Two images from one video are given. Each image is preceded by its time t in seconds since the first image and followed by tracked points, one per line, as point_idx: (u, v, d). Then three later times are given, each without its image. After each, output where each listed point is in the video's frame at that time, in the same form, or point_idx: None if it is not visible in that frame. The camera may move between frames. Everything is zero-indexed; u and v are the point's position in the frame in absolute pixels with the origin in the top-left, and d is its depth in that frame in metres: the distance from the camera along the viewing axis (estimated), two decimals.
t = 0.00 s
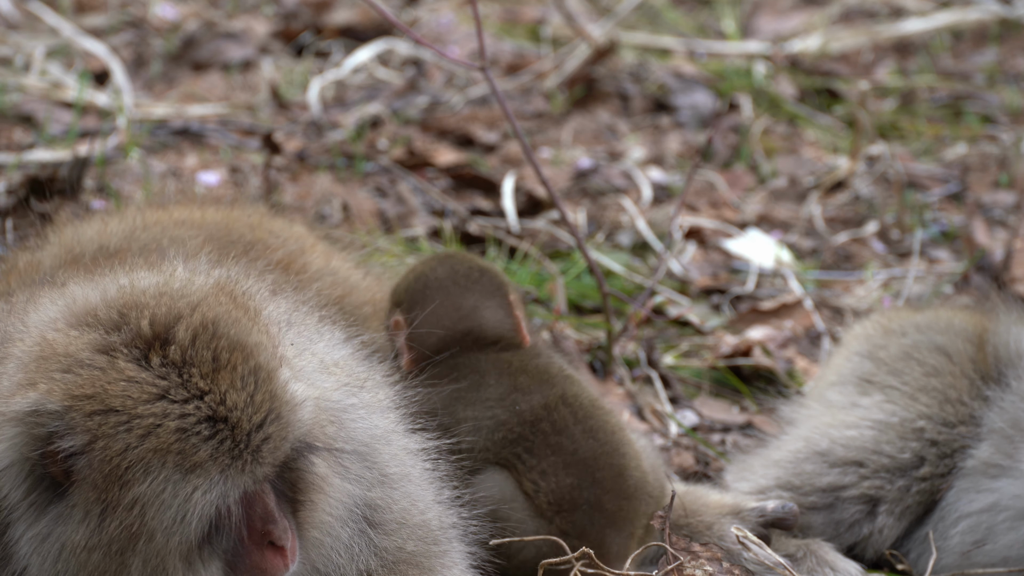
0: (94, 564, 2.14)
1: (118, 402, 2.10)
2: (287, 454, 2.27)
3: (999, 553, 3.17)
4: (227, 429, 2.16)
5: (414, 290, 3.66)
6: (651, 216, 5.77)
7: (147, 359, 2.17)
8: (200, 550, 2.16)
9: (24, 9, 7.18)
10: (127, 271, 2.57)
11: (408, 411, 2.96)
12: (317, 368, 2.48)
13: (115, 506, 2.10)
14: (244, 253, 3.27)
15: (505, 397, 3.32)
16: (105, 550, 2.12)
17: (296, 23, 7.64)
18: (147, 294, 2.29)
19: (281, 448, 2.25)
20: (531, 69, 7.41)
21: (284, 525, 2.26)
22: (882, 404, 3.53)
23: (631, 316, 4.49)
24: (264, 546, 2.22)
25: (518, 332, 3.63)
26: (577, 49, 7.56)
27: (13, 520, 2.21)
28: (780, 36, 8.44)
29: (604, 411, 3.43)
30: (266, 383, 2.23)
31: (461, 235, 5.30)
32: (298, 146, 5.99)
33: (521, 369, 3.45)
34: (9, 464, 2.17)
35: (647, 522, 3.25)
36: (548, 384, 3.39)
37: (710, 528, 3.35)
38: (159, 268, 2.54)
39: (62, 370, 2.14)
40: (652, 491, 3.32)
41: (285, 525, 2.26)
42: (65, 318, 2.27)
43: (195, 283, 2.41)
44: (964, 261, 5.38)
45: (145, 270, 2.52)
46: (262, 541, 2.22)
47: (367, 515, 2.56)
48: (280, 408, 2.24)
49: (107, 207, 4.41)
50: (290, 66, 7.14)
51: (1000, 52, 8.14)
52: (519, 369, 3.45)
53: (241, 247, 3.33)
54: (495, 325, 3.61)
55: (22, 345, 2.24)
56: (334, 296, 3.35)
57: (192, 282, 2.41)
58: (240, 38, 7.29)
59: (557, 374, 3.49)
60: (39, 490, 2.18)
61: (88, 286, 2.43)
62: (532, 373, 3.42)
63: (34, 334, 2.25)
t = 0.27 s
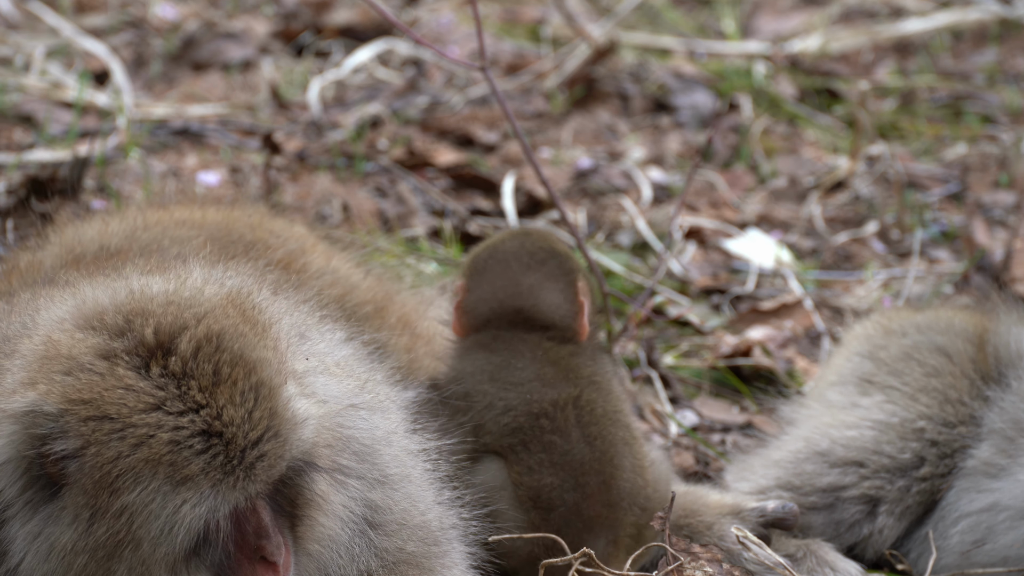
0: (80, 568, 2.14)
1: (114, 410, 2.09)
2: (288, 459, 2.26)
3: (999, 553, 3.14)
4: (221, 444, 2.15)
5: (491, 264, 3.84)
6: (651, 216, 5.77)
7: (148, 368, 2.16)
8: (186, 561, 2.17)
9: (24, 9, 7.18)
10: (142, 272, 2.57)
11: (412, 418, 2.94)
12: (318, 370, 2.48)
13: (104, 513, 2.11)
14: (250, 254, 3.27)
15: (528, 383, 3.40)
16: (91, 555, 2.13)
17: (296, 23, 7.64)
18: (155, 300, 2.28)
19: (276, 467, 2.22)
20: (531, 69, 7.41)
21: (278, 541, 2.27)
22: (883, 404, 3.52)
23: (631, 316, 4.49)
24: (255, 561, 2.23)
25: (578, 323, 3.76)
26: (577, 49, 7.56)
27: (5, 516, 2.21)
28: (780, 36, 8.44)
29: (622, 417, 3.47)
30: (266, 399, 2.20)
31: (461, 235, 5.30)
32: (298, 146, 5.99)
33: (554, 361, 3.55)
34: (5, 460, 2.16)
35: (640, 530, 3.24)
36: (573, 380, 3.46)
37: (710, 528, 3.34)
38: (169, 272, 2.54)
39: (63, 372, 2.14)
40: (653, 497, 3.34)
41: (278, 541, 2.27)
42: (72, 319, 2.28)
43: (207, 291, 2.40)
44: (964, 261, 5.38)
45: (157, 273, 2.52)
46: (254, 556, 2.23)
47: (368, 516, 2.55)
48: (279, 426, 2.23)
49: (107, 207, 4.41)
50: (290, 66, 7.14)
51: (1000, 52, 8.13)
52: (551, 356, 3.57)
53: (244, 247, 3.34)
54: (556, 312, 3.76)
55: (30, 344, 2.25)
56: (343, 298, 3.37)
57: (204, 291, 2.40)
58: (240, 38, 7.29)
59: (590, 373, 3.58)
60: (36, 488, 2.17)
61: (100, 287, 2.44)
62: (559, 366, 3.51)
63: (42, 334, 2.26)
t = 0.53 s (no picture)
0: (71, 571, 2.14)
1: (109, 415, 2.09)
2: (289, 464, 2.26)
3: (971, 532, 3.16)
4: (215, 452, 2.14)
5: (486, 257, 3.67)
6: (651, 216, 5.77)
7: (145, 374, 2.16)
8: (178, 568, 2.16)
9: (24, 9, 7.18)
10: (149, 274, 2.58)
11: (413, 423, 2.94)
12: (318, 372, 2.48)
13: (96, 517, 2.10)
14: (253, 255, 3.29)
15: (505, 381, 3.37)
16: (83, 558, 2.12)
17: (296, 23, 7.64)
18: (156, 305, 2.28)
19: (271, 477, 2.22)
20: (531, 69, 7.41)
21: (274, 548, 2.24)
22: (909, 395, 3.66)
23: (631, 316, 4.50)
24: (251, 569, 2.20)
25: (567, 323, 3.53)
26: (577, 49, 7.57)
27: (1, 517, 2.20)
28: (780, 36, 8.44)
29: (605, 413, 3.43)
30: (264, 408, 2.21)
31: (461, 235, 5.30)
32: (298, 146, 5.99)
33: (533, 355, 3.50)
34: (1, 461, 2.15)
35: (623, 522, 3.21)
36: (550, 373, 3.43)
37: (710, 527, 3.32)
38: (174, 275, 2.55)
39: (62, 375, 2.14)
40: (638, 498, 3.31)
41: (274, 548, 2.24)
42: (74, 321, 2.28)
43: (210, 297, 2.40)
44: (964, 261, 5.38)
45: (161, 276, 2.52)
46: (249, 564, 2.20)
47: (368, 518, 2.54)
48: (277, 435, 2.23)
49: (107, 208, 4.41)
50: (290, 66, 7.13)
51: (1000, 52, 8.14)
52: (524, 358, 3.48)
53: (246, 248, 3.35)
54: (544, 310, 3.56)
55: (33, 346, 2.26)
56: (347, 299, 3.38)
57: (206, 296, 2.40)
58: (240, 38, 7.28)
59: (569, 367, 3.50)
60: (33, 489, 2.16)
61: (105, 288, 2.45)
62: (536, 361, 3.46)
63: (44, 336, 2.26)
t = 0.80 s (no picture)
0: (71, 569, 2.14)
1: (107, 414, 2.09)
2: (288, 463, 2.26)
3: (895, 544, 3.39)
4: (214, 451, 2.14)
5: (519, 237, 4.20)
6: (651, 216, 5.77)
7: (144, 373, 2.15)
8: (178, 566, 2.16)
9: (24, 9, 7.18)
10: (150, 274, 2.58)
11: (413, 421, 2.94)
12: (318, 372, 2.48)
13: (95, 516, 2.10)
14: (253, 256, 3.29)
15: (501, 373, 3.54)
16: (82, 557, 2.13)
17: (296, 23, 7.64)
18: (155, 305, 2.28)
19: (270, 475, 2.22)
20: (531, 69, 7.41)
21: (274, 547, 2.24)
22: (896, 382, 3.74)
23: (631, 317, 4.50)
24: (252, 567, 2.21)
25: (572, 296, 3.99)
26: (577, 49, 7.57)
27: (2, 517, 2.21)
28: (780, 35, 8.44)
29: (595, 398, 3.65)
30: (263, 407, 2.21)
31: (461, 235, 5.30)
32: (298, 146, 5.99)
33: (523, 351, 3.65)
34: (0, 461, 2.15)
35: (593, 453, 3.40)
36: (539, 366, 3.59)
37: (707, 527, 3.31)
38: (172, 275, 2.55)
39: (60, 374, 2.14)
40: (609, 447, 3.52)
41: (274, 547, 2.24)
42: (73, 320, 2.28)
43: (209, 296, 2.40)
44: (964, 261, 5.39)
45: (160, 276, 2.51)
46: (249, 563, 2.21)
47: (369, 518, 2.55)
48: (275, 434, 2.23)
49: (107, 208, 4.41)
50: (290, 66, 7.14)
51: (1000, 52, 8.13)
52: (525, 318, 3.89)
53: (245, 249, 3.35)
54: (553, 286, 4.02)
55: (32, 346, 2.25)
56: (346, 298, 3.39)
57: (205, 296, 2.40)
58: (240, 37, 7.29)
59: (559, 356, 3.70)
60: (32, 489, 2.15)
61: (104, 288, 2.44)
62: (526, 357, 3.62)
63: (44, 337, 2.26)
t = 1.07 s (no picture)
0: (71, 568, 2.14)
1: (107, 413, 2.09)
2: (288, 462, 2.25)
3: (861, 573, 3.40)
4: (213, 450, 2.14)
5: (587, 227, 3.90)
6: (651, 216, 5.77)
7: (143, 372, 2.15)
8: (178, 566, 2.16)
9: (24, 9, 7.18)
10: (150, 274, 2.58)
11: (413, 422, 2.94)
12: (318, 373, 2.48)
13: (94, 515, 2.10)
14: (251, 255, 3.30)
15: (489, 374, 3.36)
16: (82, 556, 2.13)
17: (296, 23, 7.64)
18: (155, 304, 2.28)
19: (270, 474, 2.21)
20: (531, 69, 7.41)
21: (274, 548, 2.23)
22: (849, 386, 3.86)
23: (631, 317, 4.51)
24: (251, 568, 2.20)
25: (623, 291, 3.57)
26: (577, 49, 7.57)
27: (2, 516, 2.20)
28: (780, 36, 8.44)
29: (595, 401, 3.38)
30: (263, 407, 2.20)
31: (461, 235, 5.29)
32: (298, 146, 5.99)
33: (519, 347, 3.41)
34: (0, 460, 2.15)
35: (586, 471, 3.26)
36: (527, 365, 3.36)
37: (704, 529, 3.38)
38: (174, 275, 2.54)
39: (60, 374, 2.14)
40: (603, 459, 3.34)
41: (274, 548, 2.23)
42: (74, 320, 2.29)
43: (210, 296, 2.40)
44: (964, 262, 5.39)
45: (161, 276, 2.51)
46: (249, 563, 2.19)
47: (369, 520, 2.55)
48: (275, 433, 2.22)
49: (107, 208, 4.41)
50: (290, 66, 7.14)
51: (1000, 52, 8.13)
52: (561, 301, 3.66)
53: (245, 250, 3.35)
54: (606, 278, 3.65)
55: (33, 345, 2.25)
56: (346, 298, 3.40)
57: (206, 296, 2.40)
58: (240, 37, 7.29)
59: (569, 357, 3.43)
60: (33, 488, 2.16)
61: (104, 288, 2.44)
62: (521, 349, 3.41)
63: (45, 336, 2.26)
